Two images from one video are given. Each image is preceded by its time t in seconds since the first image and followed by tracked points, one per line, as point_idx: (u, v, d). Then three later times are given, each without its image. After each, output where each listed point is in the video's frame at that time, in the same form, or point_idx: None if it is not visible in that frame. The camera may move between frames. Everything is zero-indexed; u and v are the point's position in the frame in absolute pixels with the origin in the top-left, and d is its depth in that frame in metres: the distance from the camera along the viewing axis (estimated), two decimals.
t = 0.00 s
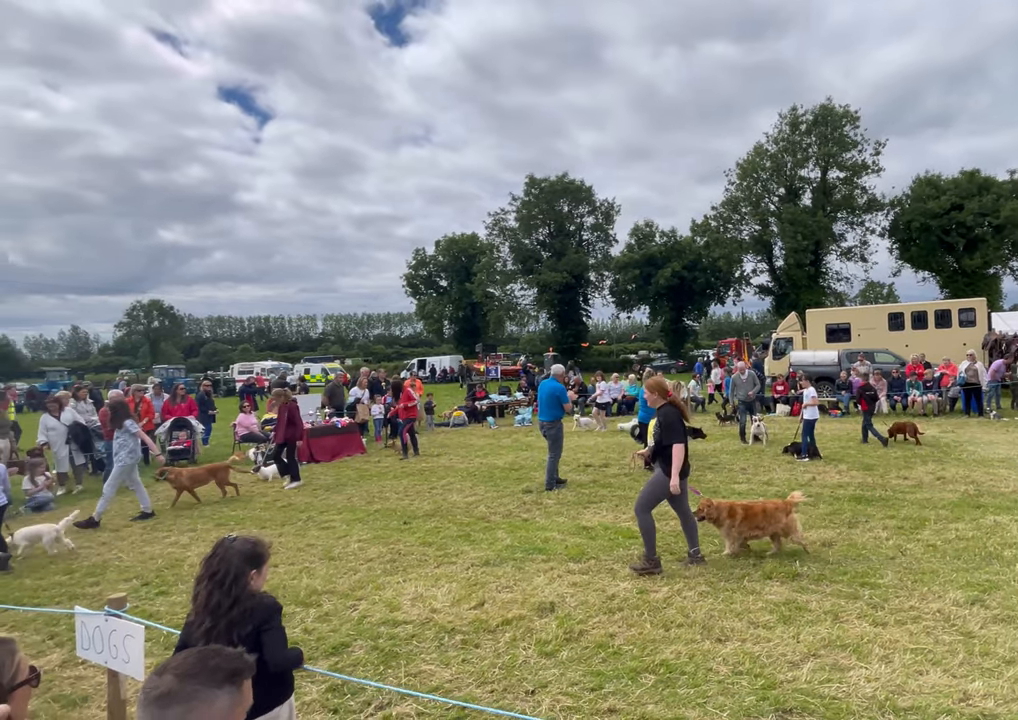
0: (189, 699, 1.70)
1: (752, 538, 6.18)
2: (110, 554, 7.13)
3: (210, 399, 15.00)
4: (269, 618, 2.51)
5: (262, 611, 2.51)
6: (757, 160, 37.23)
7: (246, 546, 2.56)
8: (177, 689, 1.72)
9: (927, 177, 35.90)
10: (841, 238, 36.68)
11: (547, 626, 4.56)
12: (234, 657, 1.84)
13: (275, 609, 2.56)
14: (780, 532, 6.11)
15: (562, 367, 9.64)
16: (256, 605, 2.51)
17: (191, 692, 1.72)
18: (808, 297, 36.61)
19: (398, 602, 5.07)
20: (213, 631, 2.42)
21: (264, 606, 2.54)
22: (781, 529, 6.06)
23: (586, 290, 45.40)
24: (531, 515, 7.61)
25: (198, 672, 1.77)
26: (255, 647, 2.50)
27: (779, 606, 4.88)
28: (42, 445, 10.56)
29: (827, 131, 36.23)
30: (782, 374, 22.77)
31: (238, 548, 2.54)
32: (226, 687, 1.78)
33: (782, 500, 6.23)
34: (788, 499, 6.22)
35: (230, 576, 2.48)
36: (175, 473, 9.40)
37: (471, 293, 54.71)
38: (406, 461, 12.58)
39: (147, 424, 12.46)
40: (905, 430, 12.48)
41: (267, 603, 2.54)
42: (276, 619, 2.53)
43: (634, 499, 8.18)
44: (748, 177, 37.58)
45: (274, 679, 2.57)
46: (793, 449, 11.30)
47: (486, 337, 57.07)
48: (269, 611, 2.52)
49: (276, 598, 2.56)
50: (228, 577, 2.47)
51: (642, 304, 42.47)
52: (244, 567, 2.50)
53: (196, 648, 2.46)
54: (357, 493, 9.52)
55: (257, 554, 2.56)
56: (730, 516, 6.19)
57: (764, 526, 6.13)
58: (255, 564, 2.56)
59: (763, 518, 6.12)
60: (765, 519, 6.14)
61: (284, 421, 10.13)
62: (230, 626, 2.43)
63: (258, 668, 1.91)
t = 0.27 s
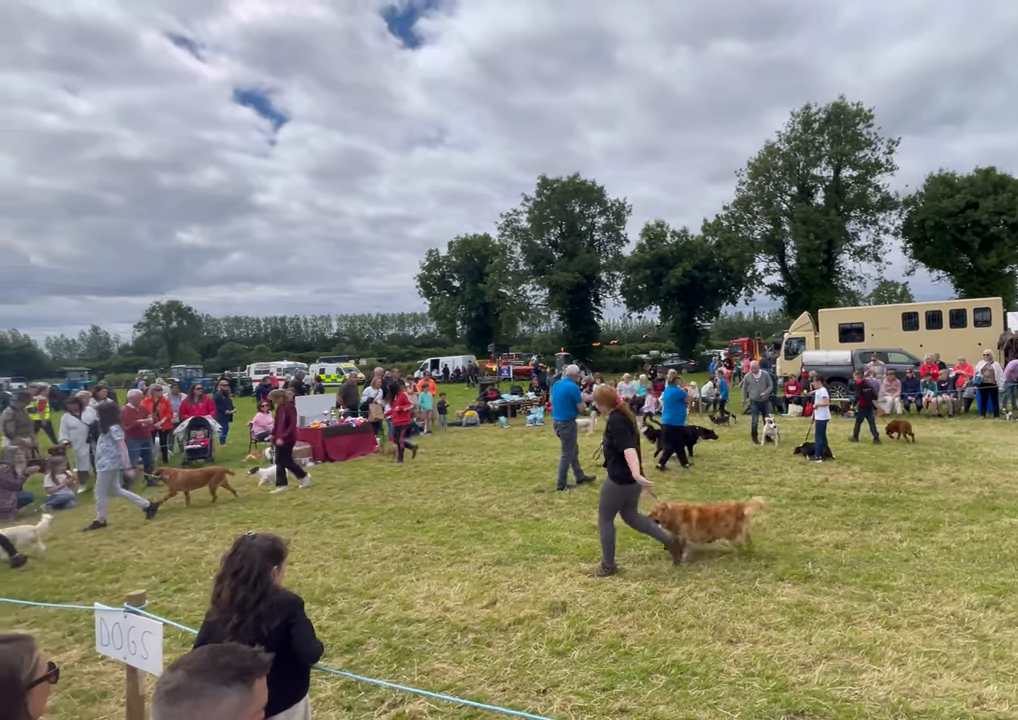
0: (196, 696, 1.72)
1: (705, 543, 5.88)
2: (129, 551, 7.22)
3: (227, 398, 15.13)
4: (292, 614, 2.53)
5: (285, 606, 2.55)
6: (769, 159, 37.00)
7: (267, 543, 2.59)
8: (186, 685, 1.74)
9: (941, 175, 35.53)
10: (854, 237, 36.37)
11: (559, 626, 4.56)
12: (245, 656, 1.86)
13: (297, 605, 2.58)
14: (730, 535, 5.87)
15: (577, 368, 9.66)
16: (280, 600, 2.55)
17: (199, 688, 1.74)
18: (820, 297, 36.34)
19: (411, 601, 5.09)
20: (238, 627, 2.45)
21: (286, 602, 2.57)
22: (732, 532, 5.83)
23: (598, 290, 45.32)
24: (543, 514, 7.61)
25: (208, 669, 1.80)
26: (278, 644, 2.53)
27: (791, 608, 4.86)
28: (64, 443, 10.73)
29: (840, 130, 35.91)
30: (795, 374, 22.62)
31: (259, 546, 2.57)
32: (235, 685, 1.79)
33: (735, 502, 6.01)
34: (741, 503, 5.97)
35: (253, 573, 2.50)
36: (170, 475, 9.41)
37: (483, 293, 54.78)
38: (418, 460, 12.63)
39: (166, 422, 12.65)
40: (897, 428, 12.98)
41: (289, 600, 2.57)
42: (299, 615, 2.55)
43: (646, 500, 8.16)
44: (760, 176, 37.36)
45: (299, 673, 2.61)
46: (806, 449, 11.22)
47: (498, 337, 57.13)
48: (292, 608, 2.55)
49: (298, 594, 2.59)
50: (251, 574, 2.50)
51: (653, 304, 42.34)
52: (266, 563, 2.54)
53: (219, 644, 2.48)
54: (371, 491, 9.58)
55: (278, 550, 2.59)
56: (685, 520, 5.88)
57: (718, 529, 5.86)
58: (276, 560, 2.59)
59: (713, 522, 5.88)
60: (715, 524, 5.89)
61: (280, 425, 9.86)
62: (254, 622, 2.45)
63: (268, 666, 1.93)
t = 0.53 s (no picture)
0: (211, 692, 1.74)
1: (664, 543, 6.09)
2: (148, 548, 7.31)
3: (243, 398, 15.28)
4: (313, 610, 2.57)
5: (305, 602, 2.59)
6: (781, 158, 36.76)
7: (288, 539, 2.63)
8: (201, 681, 1.77)
9: (956, 173, 35.13)
10: (868, 235, 36.04)
11: (570, 625, 4.57)
12: (258, 652, 1.88)
13: (317, 601, 2.62)
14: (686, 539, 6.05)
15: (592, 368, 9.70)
16: (301, 595, 2.59)
17: (213, 684, 1.76)
18: (833, 296, 36.04)
19: (424, 599, 5.12)
20: (260, 622, 2.48)
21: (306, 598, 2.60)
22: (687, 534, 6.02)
23: (609, 290, 45.20)
24: (555, 514, 7.62)
25: (221, 667, 1.82)
26: (298, 639, 2.56)
27: (803, 609, 4.84)
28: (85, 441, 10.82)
29: (853, 128, 35.58)
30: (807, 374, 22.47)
31: (281, 542, 2.61)
32: (250, 682, 1.81)
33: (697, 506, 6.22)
34: (699, 506, 6.19)
35: (275, 569, 2.54)
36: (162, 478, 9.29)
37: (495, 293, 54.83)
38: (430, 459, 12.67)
39: (184, 421, 12.92)
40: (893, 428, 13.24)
41: (309, 596, 2.61)
42: (319, 611, 2.59)
43: (658, 500, 8.14)
44: (772, 175, 37.13)
45: (316, 669, 2.64)
46: (819, 450, 11.14)
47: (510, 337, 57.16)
48: (312, 604, 2.59)
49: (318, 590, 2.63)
50: (274, 569, 2.54)
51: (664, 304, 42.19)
52: (288, 559, 2.58)
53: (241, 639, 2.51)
54: (385, 490, 9.63)
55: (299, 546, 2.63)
56: (642, 519, 6.16)
57: (673, 532, 6.08)
58: (297, 556, 2.63)
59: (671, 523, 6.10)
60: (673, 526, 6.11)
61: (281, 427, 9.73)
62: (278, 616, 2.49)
63: (281, 663, 1.95)
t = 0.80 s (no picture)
0: (225, 689, 1.77)
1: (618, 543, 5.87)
2: (164, 545, 7.39)
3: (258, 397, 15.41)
4: (330, 605, 2.60)
5: (323, 597, 2.62)
6: (792, 157, 36.55)
7: (305, 534, 2.66)
8: (214, 678, 1.80)
9: (969, 172, 34.76)
10: (880, 234, 35.74)
11: (579, 624, 4.59)
12: (270, 650, 1.91)
13: (334, 596, 2.65)
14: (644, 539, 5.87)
15: (606, 369, 9.74)
16: (319, 590, 2.62)
17: (227, 681, 1.79)
18: (845, 296, 35.76)
19: (435, 597, 5.15)
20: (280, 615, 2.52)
21: (323, 592, 2.63)
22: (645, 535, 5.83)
23: (619, 290, 45.10)
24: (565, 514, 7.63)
25: (234, 664, 1.85)
26: (315, 633, 2.59)
27: (813, 611, 4.82)
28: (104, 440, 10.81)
29: (865, 126, 35.28)
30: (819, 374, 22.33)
31: (299, 536, 2.64)
32: (262, 679, 1.84)
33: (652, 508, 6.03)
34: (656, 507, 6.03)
35: (294, 563, 2.57)
36: (153, 480, 9.22)
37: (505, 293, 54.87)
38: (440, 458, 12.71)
39: (199, 420, 13.05)
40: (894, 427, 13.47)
41: (326, 591, 2.64)
42: (336, 606, 2.62)
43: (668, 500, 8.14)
44: (783, 174, 36.93)
45: (330, 665, 2.67)
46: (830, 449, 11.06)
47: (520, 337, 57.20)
48: (329, 599, 2.61)
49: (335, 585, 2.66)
50: (292, 564, 2.56)
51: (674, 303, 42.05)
52: (306, 554, 2.61)
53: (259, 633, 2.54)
54: (397, 488, 9.68)
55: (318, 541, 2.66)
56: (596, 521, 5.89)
57: (630, 532, 5.88)
58: (315, 551, 2.66)
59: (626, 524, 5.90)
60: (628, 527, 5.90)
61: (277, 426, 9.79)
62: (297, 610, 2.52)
63: (293, 661, 1.98)
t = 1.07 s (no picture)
0: (237, 685, 1.79)
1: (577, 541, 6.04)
2: (175, 542, 7.46)
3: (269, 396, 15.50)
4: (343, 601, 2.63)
5: (335, 593, 2.65)
6: (801, 156, 36.37)
7: (318, 531, 2.69)
8: (227, 674, 1.81)
9: (980, 170, 34.47)
10: (889, 233, 35.50)
11: (587, 623, 4.60)
12: (280, 646, 1.93)
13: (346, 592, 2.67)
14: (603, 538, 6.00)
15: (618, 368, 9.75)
16: (332, 586, 2.65)
17: (238, 678, 1.81)
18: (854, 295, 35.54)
19: (443, 595, 5.17)
20: (294, 610, 2.54)
21: (335, 587, 2.66)
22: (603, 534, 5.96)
23: (626, 290, 45.00)
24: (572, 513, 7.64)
25: (246, 659, 1.87)
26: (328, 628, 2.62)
27: (821, 611, 4.80)
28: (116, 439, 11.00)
29: (875, 125, 35.06)
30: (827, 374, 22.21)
31: (312, 533, 2.67)
32: (273, 675, 1.86)
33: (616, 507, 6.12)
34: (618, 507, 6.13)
35: (308, 559, 2.59)
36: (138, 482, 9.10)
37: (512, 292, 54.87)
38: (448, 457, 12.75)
39: (210, 419, 13.15)
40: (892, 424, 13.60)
41: (339, 587, 2.66)
42: (348, 602, 2.65)
43: (676, 500, 8.12)
44: (792, 173, 36.77)
45: (340, 661, 2.69)
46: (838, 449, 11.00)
47: (528, 337, 57.19)
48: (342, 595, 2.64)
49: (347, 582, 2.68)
50: (306, 560, 2.59)
51: (682, 303, 41.91)
52: (320, 550, 2.64)
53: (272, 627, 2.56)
54: (405, 487, 9.71)
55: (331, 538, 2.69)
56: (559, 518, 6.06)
57: (590, 531, 6.02)
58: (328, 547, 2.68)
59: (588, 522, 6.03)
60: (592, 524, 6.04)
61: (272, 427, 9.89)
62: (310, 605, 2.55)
63: (302, 657, 2.00)
